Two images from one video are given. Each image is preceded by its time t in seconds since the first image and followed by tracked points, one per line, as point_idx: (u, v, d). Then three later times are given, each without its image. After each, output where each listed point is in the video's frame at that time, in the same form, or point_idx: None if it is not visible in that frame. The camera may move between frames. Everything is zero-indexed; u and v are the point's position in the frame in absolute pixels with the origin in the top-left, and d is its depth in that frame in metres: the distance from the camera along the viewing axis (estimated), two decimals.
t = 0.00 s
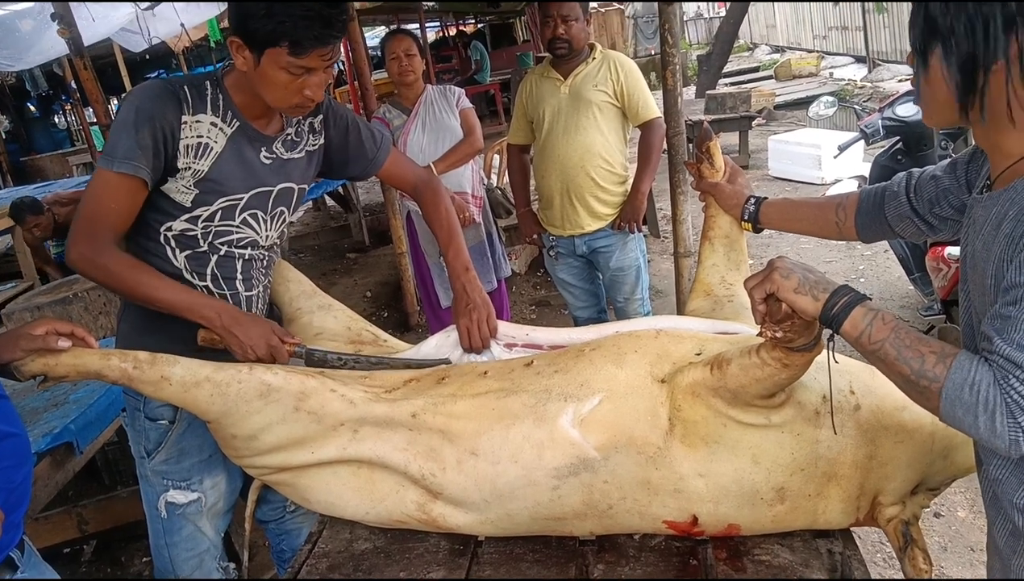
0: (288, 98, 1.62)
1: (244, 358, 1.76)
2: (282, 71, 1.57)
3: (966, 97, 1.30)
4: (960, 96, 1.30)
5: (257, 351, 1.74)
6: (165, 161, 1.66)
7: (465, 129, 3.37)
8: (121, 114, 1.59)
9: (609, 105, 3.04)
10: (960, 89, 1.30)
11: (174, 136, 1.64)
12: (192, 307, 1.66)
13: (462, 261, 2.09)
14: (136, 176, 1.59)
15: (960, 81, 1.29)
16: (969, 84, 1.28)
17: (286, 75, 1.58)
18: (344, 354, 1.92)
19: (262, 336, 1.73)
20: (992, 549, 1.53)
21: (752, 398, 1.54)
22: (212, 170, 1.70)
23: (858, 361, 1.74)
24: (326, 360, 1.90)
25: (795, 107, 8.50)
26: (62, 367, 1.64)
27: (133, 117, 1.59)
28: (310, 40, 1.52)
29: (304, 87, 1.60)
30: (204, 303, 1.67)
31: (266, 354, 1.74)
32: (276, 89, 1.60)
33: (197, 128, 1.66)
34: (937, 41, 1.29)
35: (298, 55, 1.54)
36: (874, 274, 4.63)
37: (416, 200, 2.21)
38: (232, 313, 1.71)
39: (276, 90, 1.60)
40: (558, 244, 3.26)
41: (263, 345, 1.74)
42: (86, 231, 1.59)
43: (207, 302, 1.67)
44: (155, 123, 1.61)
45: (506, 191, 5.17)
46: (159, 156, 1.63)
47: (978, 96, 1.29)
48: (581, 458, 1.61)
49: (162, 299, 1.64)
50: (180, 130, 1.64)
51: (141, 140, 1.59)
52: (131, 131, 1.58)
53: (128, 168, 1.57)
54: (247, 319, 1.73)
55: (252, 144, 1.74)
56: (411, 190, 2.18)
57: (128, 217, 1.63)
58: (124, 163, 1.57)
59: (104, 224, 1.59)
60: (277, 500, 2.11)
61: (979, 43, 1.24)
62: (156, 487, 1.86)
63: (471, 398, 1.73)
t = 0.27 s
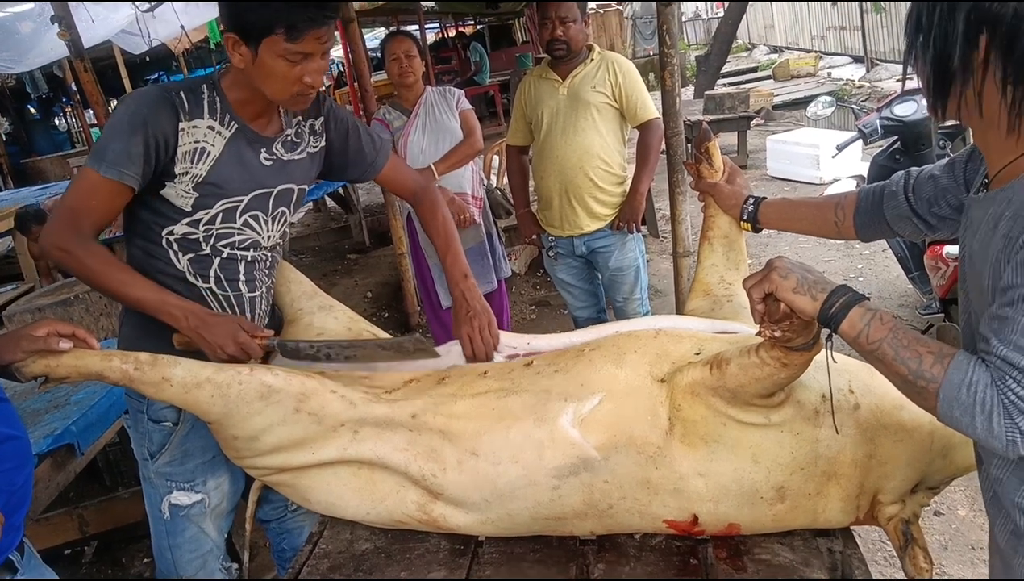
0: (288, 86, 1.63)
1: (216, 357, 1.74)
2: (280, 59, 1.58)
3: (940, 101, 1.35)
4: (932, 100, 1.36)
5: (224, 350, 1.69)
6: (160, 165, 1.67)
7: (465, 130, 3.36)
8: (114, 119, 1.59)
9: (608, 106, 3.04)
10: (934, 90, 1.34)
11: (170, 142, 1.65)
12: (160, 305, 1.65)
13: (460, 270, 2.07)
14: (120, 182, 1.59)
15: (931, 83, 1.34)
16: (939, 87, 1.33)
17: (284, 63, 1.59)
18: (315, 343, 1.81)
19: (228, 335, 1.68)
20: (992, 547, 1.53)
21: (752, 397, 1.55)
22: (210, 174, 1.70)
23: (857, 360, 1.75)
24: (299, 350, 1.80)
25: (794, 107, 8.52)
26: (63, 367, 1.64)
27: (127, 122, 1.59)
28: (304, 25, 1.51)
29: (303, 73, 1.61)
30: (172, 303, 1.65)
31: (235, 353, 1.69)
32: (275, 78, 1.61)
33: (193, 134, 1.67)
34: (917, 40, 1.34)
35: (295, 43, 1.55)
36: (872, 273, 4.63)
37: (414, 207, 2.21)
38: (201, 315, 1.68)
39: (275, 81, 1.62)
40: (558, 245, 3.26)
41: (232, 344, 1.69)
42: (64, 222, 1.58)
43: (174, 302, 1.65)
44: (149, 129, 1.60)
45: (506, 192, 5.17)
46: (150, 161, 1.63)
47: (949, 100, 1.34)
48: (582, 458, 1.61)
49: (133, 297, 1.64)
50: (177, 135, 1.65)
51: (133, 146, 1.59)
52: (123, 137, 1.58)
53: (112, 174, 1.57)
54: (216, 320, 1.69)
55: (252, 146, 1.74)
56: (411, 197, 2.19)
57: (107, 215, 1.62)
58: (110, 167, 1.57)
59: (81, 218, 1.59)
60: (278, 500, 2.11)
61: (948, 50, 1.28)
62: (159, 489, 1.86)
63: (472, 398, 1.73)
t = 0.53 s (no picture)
0: (268, 54, 1.62)
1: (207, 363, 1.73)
2: (254, 23, 1.56)
3: (943, 97, 1.33)
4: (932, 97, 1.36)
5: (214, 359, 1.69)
6: (135, 168, 1.66)
7: (460, 129, 3.36)
8: (80, 127, 1.59)
9: (603, 104, 3.03)
10: (938, 87, 1.33)
11: (140, 143, 1.64)
12: (147, 313, 1.64)
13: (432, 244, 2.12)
14: (92, 189, 1.59)
15: (932, 81, 1.34)
16: (943, 86, 1.32)
17: (259, 28, 1.57)
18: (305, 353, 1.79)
19: (215, 343, 1.67)
20: (990, 546, 1.53)
21: (751, 399, 1.54)
22: (186, 169, 1.70)
23: (854, 360, 1.74)
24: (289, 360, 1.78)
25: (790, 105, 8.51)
26: (54, 375, 1.62)
27: (91, 128, 1.58)
28: None
29: (279, 35, 1.60)
30: (160, 311, 1.64)
31: (224, 362, 1.69)
32: (254, 47, 1.60)
33: (164, 131, 1.66)
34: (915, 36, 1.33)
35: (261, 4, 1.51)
36: (869, 271, 4.63)
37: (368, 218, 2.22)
38: (188, 321, 1.67)
39: (254, 51, 1.60)
40: (554, 244, 3.24)
41: (219, 354, 1.68)
42: (47, 237, 1.59)
43: (161, 310, 1.65)
44: (113, 133, 1.59)
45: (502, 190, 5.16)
46: (122, 166, 1.63)
47: (947, 100, 1.34)
48: (578, 462, 1.61)
49: (122, 306, 1.63)
50: (148, 135, 1.64)
51: (100, 152, 1.58)
52: (88, 144, 1.57)
53: (80, 180, 1.57)
54: (203, 326, 1.68)
55: (226, 137, 1.74)
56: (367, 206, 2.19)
57: (88, 225, 1.62)
58: (80, 176, 1.57)
59: (63, 230, 1.59)
60: (274, 501, 2.10)
61: (952, 52, 1.27)
62: (160, 493, 1.85)
63: (467, 402, 1.72)
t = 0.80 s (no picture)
0: (258, 39, 1.68)
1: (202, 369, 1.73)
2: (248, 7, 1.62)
3: (981, 91, 1.28)
4: (976, 89, 1.29)
5: (212, 363, 1.70)
6: (117, 169, 1.65)
7: (458, 127, 3.36)
8: (59, 132, 1.58)
9: (601, 103, 3.03)
10: (976, 81, 1.28)
11: (121, 142, 1.63)
12: (140, 320, 1.64)
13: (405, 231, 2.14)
14: (76, 192, 1.58)
15: (977, 71, 1.27)
16: (986, 77, 1.26)
17: (253, 13, 1.64)
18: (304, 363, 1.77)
19: (215, 347, 1.69)
20: (990, 545, 1.53)
21: (750, 399, 1.54)
22: (170, 165, 1.70)
23: (852, 359, 1.74)
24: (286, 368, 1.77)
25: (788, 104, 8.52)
26: (47, 384, 1.62)
27: (71, 131, 1.58)
28: None
29: (268, 20, 1.67)
30: (154, 316, 1.65)
31: (220, 367, 1.71)
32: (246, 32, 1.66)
33: (144, 128, 1.65)
34: (957, 25, 1.25)
35: None
36: (867, 269, 4.63)
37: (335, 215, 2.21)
38: (181, 323, 1.67)
39: (246, 34, 1.65)
40: (553, 243, 3.24)
41: (216, 359, 1.70)
42: (34, 247, 1.59)
43: (155, 315, 1.65)
44: (94, 133, 1.59)
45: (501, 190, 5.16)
46: (103, 166, 1.62)
47: (993, 89, 1.27)
48: (576, 463, 1.61)
49: (113, 314, 1.62)
50: (128, 132, 1.64)
51: (81, 153, 1.57)
52: (70, 146, 1.57)
53: (67, 184, 1.57)
54: (200, 331, 1.69)
55: (205, 128, 1.74)
56: (335, 202, 2.19)
57: (76, 232, 1.63)
58: (63, 179, 1.57)
59: (50, 239, 1.59)
60: (270, 503, 2.10)
61: (1007, 33, 1.21)
62: (157, 499, 1.85)
63: (465, 403, 1.72)
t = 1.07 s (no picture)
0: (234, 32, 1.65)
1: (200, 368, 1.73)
2: None
3: (988, 89, 1.28)
4: (984, 87, 1.29)
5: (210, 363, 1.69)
6: (105, 163, 1.65)
7: (457, 123, 3.36)
8: (45, 128, 1.59)
9: (600, 99, 3.03)
10: (983, 79, 1.28)
11: (108, 136, 1.63)
12: (138, 319, 1.64)
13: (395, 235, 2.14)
14: (64, 186, 1.58)
15: (984, 69, 1.26)
16: (993, 75, 1.26)
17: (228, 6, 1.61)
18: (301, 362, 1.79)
19: (214, 346, 1.68)
20: (990, 542, 1.53)
21: (749, 395, 1.54)
22: (157, 158, 1.69)
23: (852, 355, 1.74)
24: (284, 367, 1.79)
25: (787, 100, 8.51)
26: (44, 379, 1.61)
27: (56, 126, 1.57)
28: None
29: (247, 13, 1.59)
30: (151, 316, 1.64)
31: (219, 367, 1.70)
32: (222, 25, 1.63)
33: (130, 121, 1.65)
34: (961, 24, 1.25)
35: None
36: (866, 266, 4.63)
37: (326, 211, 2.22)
38: (183, 325, 1.66)
39: (223, 28, 1.59)
40: (551, 239, 3.24)
41: (214, 359, 1.69)
42: (27, 246, 1.59)
43: (153, 314, 1.64)
44: (78, 127, 1.58)
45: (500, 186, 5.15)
46: (90, 160, 1.61)
47: (1001, 86, 1.27)
48: (575, 460, 1.61)
49: (110, 313, 1.62)
50: (113, 126, 1.63)
51: (67, 147, 1.57)
52: (55, 141, 1.57)
53: (54, 179, 1.56)
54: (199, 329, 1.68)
55: (191, 117, 1.74)
56: (328, 198, 2.20)
57: (69, 229, 1.63)
58: (50, 175, 1.56)
59: (43, 237, 1.59)
60: (268, 500, 2.10)
61: (1012, 30, 1.21)
62: (156, 497, 1.84)
63: (464, 401, 1.72)
